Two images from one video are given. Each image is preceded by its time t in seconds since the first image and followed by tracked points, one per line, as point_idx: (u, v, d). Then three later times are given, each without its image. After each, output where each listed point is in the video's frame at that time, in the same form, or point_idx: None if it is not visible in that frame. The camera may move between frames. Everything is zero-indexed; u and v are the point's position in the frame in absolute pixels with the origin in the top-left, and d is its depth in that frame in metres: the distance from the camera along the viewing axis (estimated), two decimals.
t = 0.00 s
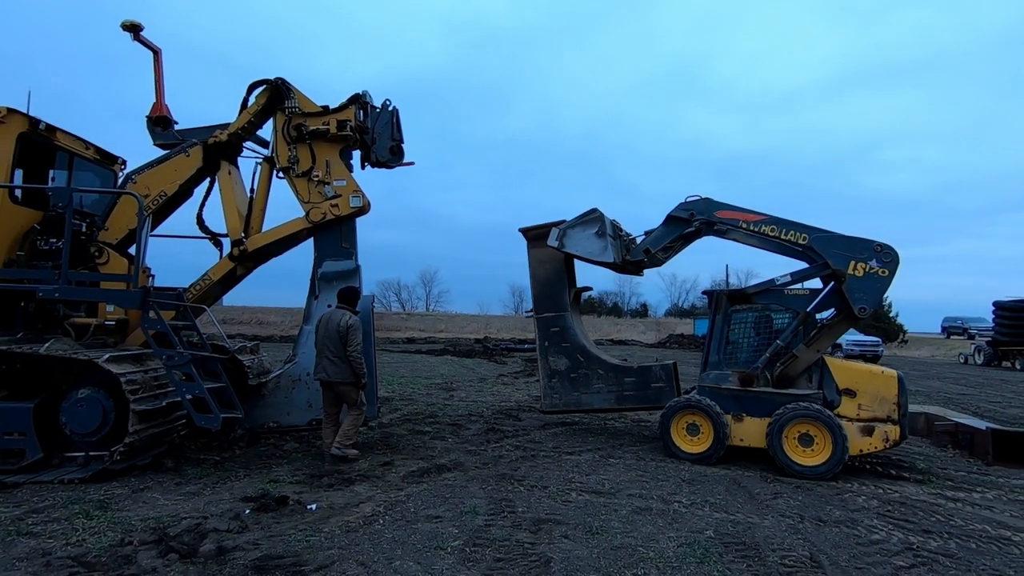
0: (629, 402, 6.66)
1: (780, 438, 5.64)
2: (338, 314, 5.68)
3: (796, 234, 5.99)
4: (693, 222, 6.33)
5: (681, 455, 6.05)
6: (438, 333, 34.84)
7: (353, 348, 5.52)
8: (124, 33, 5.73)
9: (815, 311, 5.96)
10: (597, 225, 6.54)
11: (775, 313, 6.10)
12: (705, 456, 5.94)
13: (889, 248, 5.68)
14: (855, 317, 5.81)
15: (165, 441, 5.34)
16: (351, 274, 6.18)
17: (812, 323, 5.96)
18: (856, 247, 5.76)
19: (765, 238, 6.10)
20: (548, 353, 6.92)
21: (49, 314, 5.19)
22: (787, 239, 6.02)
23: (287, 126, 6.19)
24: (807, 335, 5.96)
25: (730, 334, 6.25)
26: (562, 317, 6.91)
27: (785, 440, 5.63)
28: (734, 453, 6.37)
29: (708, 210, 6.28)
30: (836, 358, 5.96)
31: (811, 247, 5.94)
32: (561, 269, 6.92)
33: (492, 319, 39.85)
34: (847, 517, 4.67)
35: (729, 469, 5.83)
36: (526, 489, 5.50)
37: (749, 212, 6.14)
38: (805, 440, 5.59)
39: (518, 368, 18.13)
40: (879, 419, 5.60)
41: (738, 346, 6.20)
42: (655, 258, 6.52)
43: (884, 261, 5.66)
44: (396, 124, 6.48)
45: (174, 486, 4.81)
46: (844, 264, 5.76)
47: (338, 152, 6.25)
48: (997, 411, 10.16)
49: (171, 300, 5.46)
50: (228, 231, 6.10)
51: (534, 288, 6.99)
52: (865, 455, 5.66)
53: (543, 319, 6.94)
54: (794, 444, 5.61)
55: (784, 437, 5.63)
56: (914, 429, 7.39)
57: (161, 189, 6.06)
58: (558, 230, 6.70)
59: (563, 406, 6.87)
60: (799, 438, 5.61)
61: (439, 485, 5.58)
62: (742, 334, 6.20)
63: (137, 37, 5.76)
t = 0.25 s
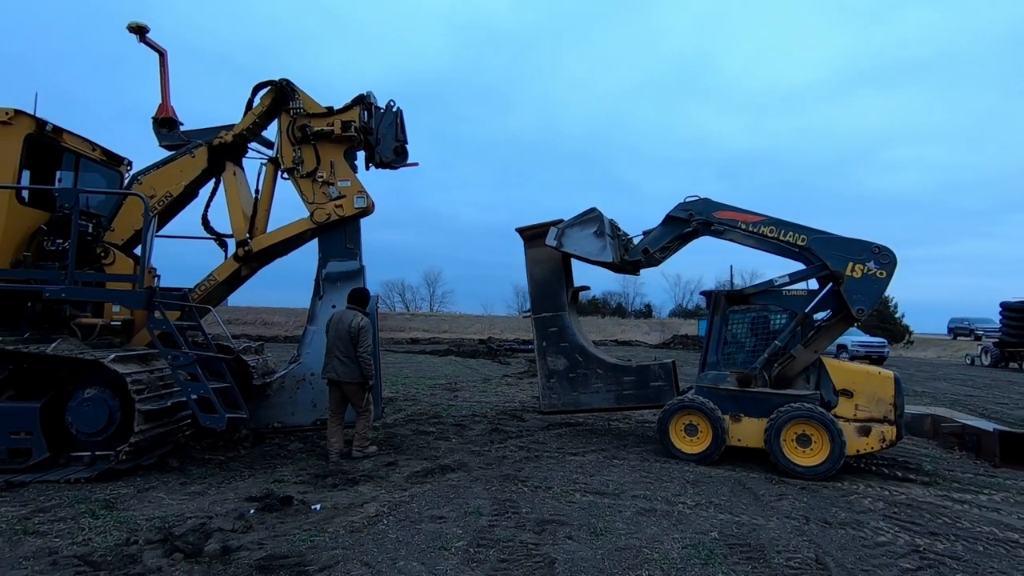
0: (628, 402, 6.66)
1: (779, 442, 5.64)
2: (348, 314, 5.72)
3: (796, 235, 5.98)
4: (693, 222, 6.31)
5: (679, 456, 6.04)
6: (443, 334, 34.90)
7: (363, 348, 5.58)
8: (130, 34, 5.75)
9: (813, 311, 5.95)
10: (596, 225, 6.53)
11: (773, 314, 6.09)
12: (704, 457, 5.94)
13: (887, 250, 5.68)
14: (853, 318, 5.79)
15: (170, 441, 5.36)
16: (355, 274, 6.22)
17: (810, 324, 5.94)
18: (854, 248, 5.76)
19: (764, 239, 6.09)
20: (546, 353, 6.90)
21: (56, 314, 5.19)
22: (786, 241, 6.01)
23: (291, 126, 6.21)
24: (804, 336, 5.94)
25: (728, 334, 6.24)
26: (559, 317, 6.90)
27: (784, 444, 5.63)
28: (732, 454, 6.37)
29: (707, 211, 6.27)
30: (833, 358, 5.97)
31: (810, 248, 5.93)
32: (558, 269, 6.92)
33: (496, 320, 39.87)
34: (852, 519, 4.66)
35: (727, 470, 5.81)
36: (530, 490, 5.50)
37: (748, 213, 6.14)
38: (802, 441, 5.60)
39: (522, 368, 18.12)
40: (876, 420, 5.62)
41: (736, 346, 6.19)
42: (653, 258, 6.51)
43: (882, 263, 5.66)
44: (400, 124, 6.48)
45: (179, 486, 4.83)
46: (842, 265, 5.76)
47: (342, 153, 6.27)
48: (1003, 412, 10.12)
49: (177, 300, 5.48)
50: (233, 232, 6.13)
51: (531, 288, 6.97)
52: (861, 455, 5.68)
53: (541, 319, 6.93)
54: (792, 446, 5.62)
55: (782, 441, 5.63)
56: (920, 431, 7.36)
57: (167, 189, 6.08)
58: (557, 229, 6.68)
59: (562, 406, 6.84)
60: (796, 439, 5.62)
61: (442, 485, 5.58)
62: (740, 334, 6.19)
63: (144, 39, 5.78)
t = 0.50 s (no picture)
0: (627, 403, 6.69)
1: (785, 445, 5.61)
2: (368, 315, 5.78)
3: (802, 235, 5.96)
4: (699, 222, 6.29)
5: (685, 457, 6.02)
6: (450, 333, 34.96)
7: (381, 351, 5.66)
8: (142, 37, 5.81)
9: (819, 313, 5.93)
10: (602, 223, 6.53)
11: (780, 315, 6.07)
12: (711, 457, 5.92)
13: (893, 251, 5.68)
14: (858, 319, 5.78)
15: (181, 440, 5.40)
16: (363, 274, 6.24)
17: (816, 325, 5.93)
18: (861, 250, 5.74)
19: (770, 239, 6.06)
20: (545, 351, 6.89)
21: (68, 314, 5.24)
22: (793, 241, 5.99)
23: (300, 127, 6.24)
24: (810, 337, 5.93)
25: (733, 335, 6.20)
26: (561, 316, 6.86)
27: (790, 447, 5.60)
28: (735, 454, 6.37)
29: (714, 211, 6.25)
30: (839, 359, 5.93)
31: (816, 249, 5.91)
32: (562, 266, 6.88)
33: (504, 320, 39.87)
34: (863, 521, 4.63)
35: (733, 471, 5.79)
36: (538, 490, 5.51)
37: (755, 213, 6.12)
38: (808, 442, 5.59)
39: (530, 369, 18.12)
40: (881, 420, 5.61)
41: (742, 347, 6.15)
42: (658, 257, 6.48)
43: (889, 264, 5.65)
44: (408, 125, 6.51)
45: (189, 485, 4.87)
46: (849, 266, 5.75)
47: (351, 154, 6.30)
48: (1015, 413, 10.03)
49: (187, 300, 5.52)
50: (241, 232, 6.16)
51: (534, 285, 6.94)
52: (866, 455, 5.69)
53: (542, 316, 6.91)
54: (799, 448, 5.60)
55: (788, 444, 5.60)
56: (932, 432, 7.31)
57: (177, 190, 6.13)
58: (562, 228, 6.67)
59: (559, 405, 6.83)
60: (802, 441, 5.60)
61: (450, 485, 5.59)
62: (745, 335, 6.16)
63: (155, 41, 5.83)
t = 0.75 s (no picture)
0: (625, 408, 6.66)
1: (794, 450, 5.59)
2: (390, 316, 5.83)
3: (812, 237, 5.92)
4: (707, 223, 6.28)
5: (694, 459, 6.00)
6: (460, 335, 35.05)
7: (402, 353, 5.69)
8: (155, 41, 5.86)
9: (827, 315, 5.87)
10: (609, 224, 6.52)
11: (788, 317, 6.06)
12: (721, 459, 5.90)
13: (904, 254, 5.62)
14: (868, 321, 5.73)
15: (193, 440, 5.45)
16: (373, 276, 6.27)
17: (824, 327, 5.88)
18: (871, 252, 5.70)
19: (779, 241, 6.04)
20: (546, 350, 6.90)
21: (83, 316, 5.32)
22: (802, 243, 5.96)
23: (311, 130, 6.27)
24: (819, 340, 5.87)
25: (741, 337, 6.20)
26: (563, 316, 6.85)
27: (800, 451, 5.59)
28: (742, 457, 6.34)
29: (722, 212, 6.24)
30: (847, 361, 5.88)
31: (826, 251, 5.88)
32: (568, 268, 6.88)
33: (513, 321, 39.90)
34: (876, 526, 4.60)
35: (740, 473, 5.77)
36: (547, 493, 5.51)
37: (763, 215, 6.10)
38: (817, 445, 5.57)
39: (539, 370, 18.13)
40: (890, 424, 5.58)
41: (750, 349, 6.16)
42: (664, 258, 6.49)
43: (899, 267, 5.60)
44: (418, 128, 6.53)
45: (202, 485, 4.91)
46: (859, 268, 5.71)
47: (361, 156, 6.33)
48: None
49: (200, 302, 5.57)
50: (253, 235, 6.20)
51: (539, 284, 6.97)
52: (873, 459, 5.68)
53: (545, 316, 6.91)
54: (808, 451, 5.59)
55: (797, 449, 5.59)
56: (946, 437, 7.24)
57: (190, 193, 6.19)
58: (569, 228, 6.66)
59: (558, 405, 6.83)
60: (811, 445, 5.58)
61: (460, 487, 5.60)
62: (753, 337, 6.15)
63: (167, 46, 5.89)
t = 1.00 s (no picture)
0: (623, 413, 6.66)
1: (801, 456, 5.56)
2: (402, 319, 5.85)
3: (817, 241, 5.90)
4: (712, 226, 6.27)
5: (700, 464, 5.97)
6: (468, 337, 35.10)
7: (415, 356, 5.72)
8: (167, 47, 5.93)
9: (833, 319, 5.87)
10: (614, 227, 6.52)
11: (793, 321, 6.05)
12: (728, 463, 5.87)
13: (909, 257, 5.59)
14: (874, 325, 5.69)
15: (202, 442, 5.48)
16: (381, 279, 6.28)
17: (830, 331, 5.88)
18: (876, 256, 5.67)
19: (784, 245, 6.03)
20: (546, 352, 6.89)
21: (96, 318, 5.40)
22: (807, 247, 5.94)
23: (320, 135, 6.32)
24: (824, 343, 5.86)
25: (746, 341, 6.18)
26: (564, 319, 6.84)
27: (807, 457, 5.56)
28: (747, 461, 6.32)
29: (727, 215, 6.23)
30: (852, 365, 5.90)
31: (831, 255, 5.86)
32: (570, 270, 6.87)
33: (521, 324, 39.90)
34: (888, 532, 4.57)
35: (746, 478, 5.75)
36: (554, 496, 5.51)
37: (769, 218, 6.09)
38: (823, 450, 5.54)
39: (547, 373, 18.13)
40: (895, 427, 5.59)
41: (755, 353, 6.13)
42: (668, 261, 6.45)
43: (905, 270, 5.58)
44: (426, 131, 6.55)
45: (211, 486, 4.94)
46: (864, 272, 5.68)
47: (370, 160, 6.36)
48: None
49: (210, 305, 5.62)
50: (264, 239, 6.25)
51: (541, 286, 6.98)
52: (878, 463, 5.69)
53: (545, 318, 6.90)
54: (815, 456, 5.56)
55: (804, 455, 5.56)
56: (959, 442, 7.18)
57: (201, 197, 6.24)
58: (574, 231, 6.65)
59: (556, 407, 6.81)
60: (817, 450, 5.56)
61: (468, 490, 5.61)
62: (758, 341, 6.13)
63: (180, 52, 5.96)
